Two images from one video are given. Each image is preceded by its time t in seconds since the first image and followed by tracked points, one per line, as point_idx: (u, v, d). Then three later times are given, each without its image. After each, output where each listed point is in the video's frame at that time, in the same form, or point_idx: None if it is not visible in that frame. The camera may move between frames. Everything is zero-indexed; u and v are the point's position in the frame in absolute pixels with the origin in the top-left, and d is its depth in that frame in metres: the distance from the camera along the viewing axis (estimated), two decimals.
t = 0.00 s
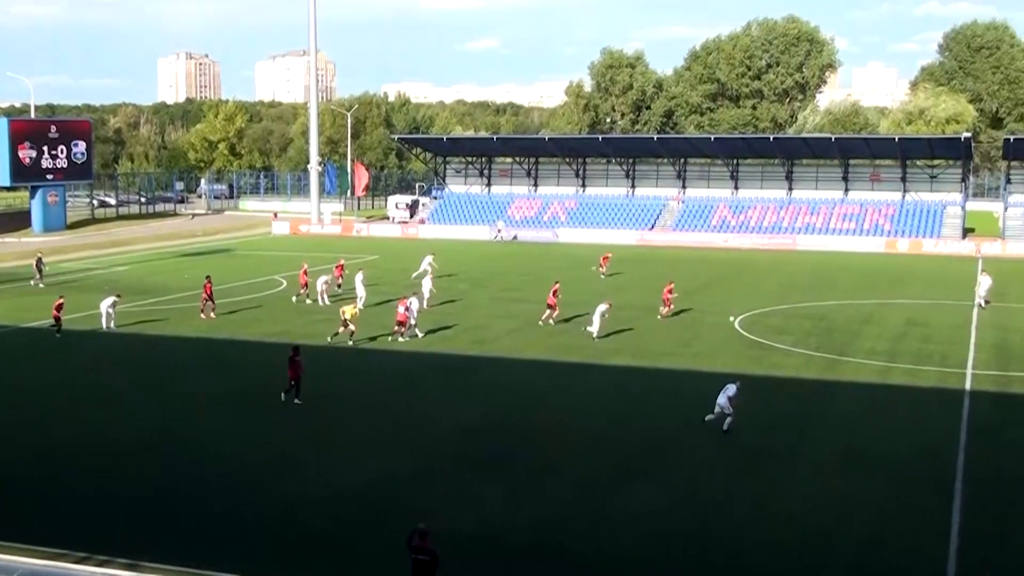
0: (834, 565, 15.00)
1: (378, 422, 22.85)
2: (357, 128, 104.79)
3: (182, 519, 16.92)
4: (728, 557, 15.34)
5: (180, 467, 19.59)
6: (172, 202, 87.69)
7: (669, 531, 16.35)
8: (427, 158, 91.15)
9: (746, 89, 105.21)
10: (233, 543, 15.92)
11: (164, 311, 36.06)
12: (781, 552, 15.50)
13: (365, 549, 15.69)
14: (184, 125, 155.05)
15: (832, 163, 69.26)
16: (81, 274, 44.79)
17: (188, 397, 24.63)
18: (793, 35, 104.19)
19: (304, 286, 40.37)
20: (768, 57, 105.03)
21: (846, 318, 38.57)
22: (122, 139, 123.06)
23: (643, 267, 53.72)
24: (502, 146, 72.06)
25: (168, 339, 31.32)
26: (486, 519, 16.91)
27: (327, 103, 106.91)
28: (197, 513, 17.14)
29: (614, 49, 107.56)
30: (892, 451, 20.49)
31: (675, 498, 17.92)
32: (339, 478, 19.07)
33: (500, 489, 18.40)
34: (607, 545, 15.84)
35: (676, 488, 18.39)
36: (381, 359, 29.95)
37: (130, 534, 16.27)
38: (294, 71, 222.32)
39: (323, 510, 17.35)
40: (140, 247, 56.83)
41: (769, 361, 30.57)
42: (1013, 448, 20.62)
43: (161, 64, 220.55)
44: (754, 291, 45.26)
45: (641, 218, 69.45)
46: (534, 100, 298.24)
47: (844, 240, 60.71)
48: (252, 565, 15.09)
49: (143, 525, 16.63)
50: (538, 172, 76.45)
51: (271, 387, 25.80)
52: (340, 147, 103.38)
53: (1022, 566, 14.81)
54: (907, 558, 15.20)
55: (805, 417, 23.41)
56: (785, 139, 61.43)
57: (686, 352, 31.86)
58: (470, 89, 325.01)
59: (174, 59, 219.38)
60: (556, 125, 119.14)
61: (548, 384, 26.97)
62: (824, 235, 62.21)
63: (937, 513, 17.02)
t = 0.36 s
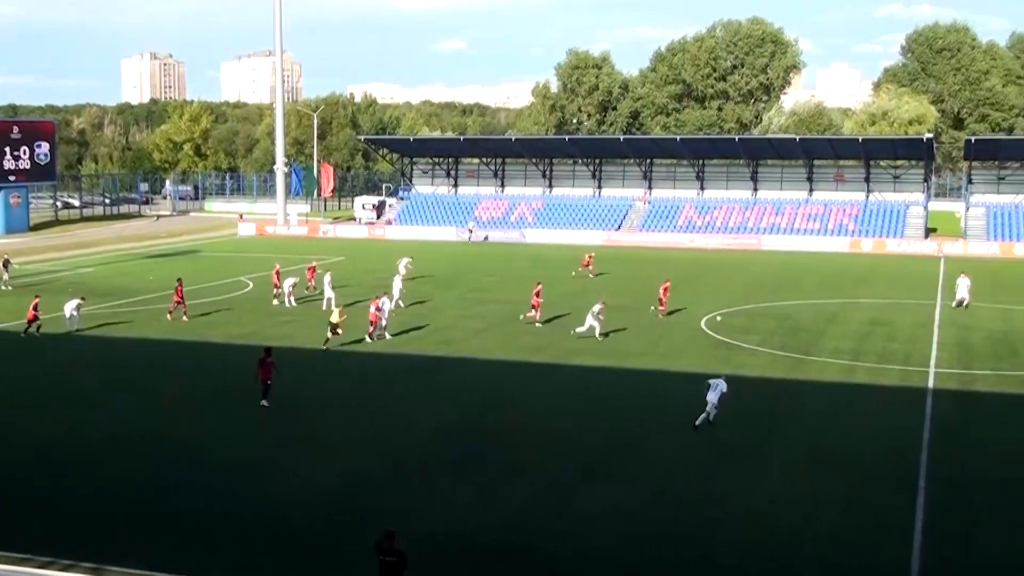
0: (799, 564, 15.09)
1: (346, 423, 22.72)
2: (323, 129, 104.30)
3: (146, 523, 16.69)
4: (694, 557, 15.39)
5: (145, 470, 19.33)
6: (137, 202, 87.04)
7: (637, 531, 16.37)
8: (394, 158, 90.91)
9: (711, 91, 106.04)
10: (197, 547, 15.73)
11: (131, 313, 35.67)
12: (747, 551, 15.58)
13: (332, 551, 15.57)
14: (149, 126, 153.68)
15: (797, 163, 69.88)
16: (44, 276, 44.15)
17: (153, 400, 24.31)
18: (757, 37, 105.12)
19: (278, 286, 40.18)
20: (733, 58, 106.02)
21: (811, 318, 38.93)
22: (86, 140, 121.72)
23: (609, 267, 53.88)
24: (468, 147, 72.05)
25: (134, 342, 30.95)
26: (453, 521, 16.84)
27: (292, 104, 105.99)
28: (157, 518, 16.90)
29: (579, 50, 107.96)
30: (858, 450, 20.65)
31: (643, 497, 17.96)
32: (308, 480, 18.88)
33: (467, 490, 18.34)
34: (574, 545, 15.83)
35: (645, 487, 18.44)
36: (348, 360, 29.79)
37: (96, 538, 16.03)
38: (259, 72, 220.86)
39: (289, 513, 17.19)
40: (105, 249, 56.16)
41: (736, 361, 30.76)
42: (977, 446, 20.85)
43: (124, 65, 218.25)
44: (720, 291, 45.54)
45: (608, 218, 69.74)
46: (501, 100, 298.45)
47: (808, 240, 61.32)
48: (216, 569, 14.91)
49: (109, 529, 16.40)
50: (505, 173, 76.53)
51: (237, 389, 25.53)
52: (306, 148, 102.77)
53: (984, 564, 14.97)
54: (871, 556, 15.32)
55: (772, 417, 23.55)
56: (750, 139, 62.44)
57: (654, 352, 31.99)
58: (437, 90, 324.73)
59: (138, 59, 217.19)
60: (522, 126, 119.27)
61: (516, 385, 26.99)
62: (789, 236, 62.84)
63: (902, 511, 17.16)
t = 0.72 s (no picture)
0: (767, 559, 15.25)
1: (315, 425, 22.64)
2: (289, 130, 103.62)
3: (112, 526, 16.52)
4: (663, 555, 15.50)
5: (112, 474, 19.10)
6: (101, 204, 86.16)
7: (607, 529, 16.47)
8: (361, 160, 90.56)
9: (676, 92, 106.77)
10: (166, 551, 15.58)
11: (97, 316, 35.20)
12: (716, 549, 15.71)
13: (301, 552, 15.50)
14: (113, 128, 151.71)
15: (762, 164, 70.53)
16: (6, 279, 43.48)
17: (119, 403, 24.04)
18: (722, 39, 105.98)
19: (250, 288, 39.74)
20: (698, 60, 106.84)
21: (776, 318, 39.29)
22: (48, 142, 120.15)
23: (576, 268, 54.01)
24: (435, 148, 71.92)
25: (98, 345, 30.55)
26: (424, 521, 16.85)
27: (257, 105, 105.20)
28: (124, 522, 16.73)
29: (545, 52, 108.18)
30: (823, 448, 20.89)
31: (615, 496, 18.07)
32: (277, 483, 18.78)
33: (437, 490, 18.36)
34: (544, 545, 15.89)
35: (613, 486, 18.55)
36: (316, 362, 29.64)
37: (61, 543, 15.84)
38: (225, 73, 218.90)
39: (257, 515, 17.11)
40: (68, 251, 55.40)
41: (704, 360, 31.01)
42: (940, 443, 21.19)
43: (87, 65, 215.48)
44: (687, 291, 45.85)
45: (574, 220, 69.91)
46: (468, 101, 298.05)
47: (773, 240, 61.90)
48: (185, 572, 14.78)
49: (76, 534, 16.22)
50: (471, 174, 76.52)
51: (204, 392, 25.31)
52: (273, 150, 102.12)
53: (949, 559, 15.20)
54: (837, 552, 15.52)
55: (739, 415, 23.78)
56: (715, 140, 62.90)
57: (622, 352, 32.13)
58: (403, 92, 324.07)
59: (101, 60, 214.50)
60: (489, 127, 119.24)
61: (485, 386, 26.99)
62: (754, 236, 63.41)
63: (867, 507, 17.40)
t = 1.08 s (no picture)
0: (734, 557, 15.39)
1: (281, 426, 22.50)
2: (252, 131, 102.80)
3: (71, 531, 16.33)
4: (630, 553, 15.59)
5: (71, 478, 18.88)
6: (61, 205, 84.99)
7: (571, 528, 16.54)
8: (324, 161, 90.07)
9: (639, 92, 107.45)
10: (125, 555, 15.42)
11: (59, 318, 34.71)
12: (682, 546, 15.83)
13: (267, 555, 15.37)
14: (73, 128, 149.66)
15: (724, 164, 71.15)
16: None
17: (79, 405, 23.74)
18: (685, 40, 106.82)
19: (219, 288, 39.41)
20: (661, 61, 107.59)
21: (739, 317, 39.62)
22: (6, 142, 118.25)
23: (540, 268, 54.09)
24: (399, 148, 71.74)
25: (57, 347, 30.15)
26: (391, 522, 16.80)
27: (220, 105, 104.29)
28: (84, 526, 16.54)
29: (510, 53, 108.24)
30: (786, 446, 21.13)
31: (581, 494, 18.16)
32: (238, 483, 18.65)
33: (404, 490, 18.31)
34: (512, 544, 15.92)
35: (580, 485, 18.64)
36: (278, 363, 29.45)
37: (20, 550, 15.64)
38: (187, 73, 216.58)
39: (222, 517, 16.95)
40: (27, 253, 54.54)
41: (669, 360, 31.23)
42: (900, 440, 21.53)
43: (46, 65, 212.29)
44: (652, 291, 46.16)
45: (538, 220, 70.02)
46: (432, 101, 297.41)
47: (736, 240, 62.51)
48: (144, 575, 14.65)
49: (33, 540, 16.02)
50: (435, 175, 76.42)
51: (164, 393, 25.08)
52: (236, 150, 101.19)
53: (911, 555, 15.43)
54: (801, 549, 15.69)
55: (703, 413, 23.99)
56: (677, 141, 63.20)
57: (589, 352, 32.29)
58: (366, 92, 322.88)
59: (61, 60, 211.36)
60: (453, 127, 118.98)
61: (448, 386, 26.91)
62: (717, 236, 63.97)
63: (830, 503, 17.64)
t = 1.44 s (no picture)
0: (700, 556, 15.50)
1: (245, 429, 22.31)
2: (212, 131, 101.83)
3: (30, 535, 16.11)
4: (599, 553, 15.64)
5: (31, 482, 18.63)
6: (18, 207, 83.72)
7: (536, 529, 16.58)
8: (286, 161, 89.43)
9: (601, 93, 108.09)
10: (86, 558, 15.24)
11: (20, 321, 34.16)
12: (649, 546, 15.92)
13: (231, 559, 15.24)
14: (31, 129, 147.48)
15: (686, 164, 71.68)
16: None
17: (39, 409, 23.43)
18: (647, 41, 107.51)
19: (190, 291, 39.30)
20: (622, 62, 108.33)
21: (702, 317, 39.99)
22: None
23: (504, 269, 54.17)
24: (362, 148, 71.52)
25: (16, 350, 29.69)
26: (358, 524, 16.71)
27: (181, 105, 103.28)
28: (44, 531, 16.30)
29: (472, 53, 108.19)
30: (750, 445, 21.33)
31: (549, 495, 18.18)
32: (202, 487, 18.50)
33: (370, 493, 18.24)
34: (479, 546, 15.91)
35: (546, 485, 18.69)
36: (241, 366, 29.23)
37: None
38: (146, 74, 214.17)
39: (185, 522, 16.76)
40: None
41: (634, 359, 31.42)
42: (862, 438, 21.83)
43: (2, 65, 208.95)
44: (616, 291, 46.38)
45: (501, 220, 70.09)
46: (394, 102, 296.48)
47: (697, 240, 63.10)
48: None
49: None
50: (398, 175, 76.22)
51: (126, 396, 24.82)
52: (197, 151, 100.15)
53: (875, 552, 15.64)
54: (767, 547, 15.85)
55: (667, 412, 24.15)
56: (639, 142, 63.56)
57: (554, 352, 32.39)
58: (327, 92, 321.31)
59: (17, 60, 208.11)
60: (415, 128, 118.71)
61: (412, 387, 26.89)
62: (679, 236, 64.50)
63: (791, 501, 17.85)
